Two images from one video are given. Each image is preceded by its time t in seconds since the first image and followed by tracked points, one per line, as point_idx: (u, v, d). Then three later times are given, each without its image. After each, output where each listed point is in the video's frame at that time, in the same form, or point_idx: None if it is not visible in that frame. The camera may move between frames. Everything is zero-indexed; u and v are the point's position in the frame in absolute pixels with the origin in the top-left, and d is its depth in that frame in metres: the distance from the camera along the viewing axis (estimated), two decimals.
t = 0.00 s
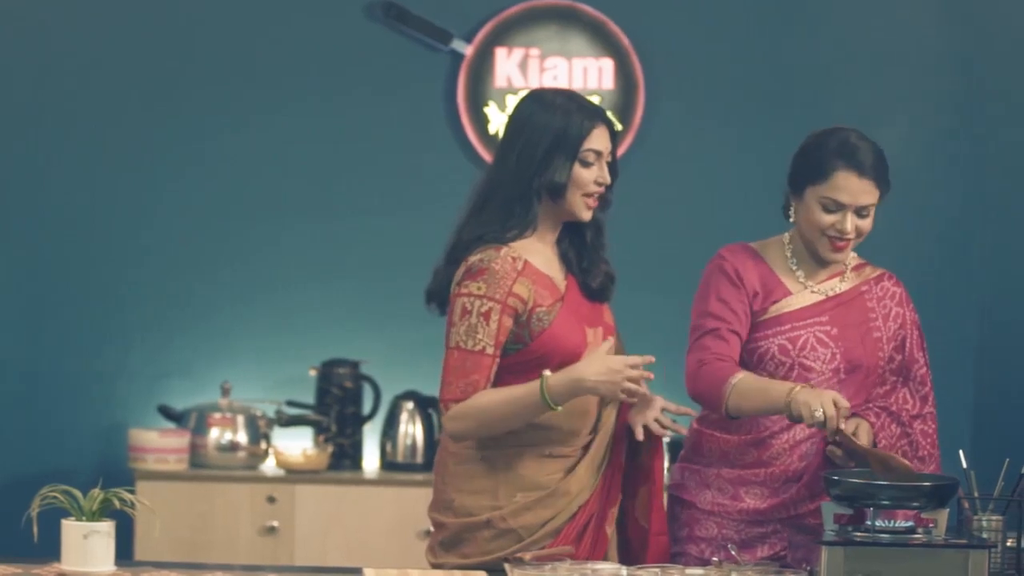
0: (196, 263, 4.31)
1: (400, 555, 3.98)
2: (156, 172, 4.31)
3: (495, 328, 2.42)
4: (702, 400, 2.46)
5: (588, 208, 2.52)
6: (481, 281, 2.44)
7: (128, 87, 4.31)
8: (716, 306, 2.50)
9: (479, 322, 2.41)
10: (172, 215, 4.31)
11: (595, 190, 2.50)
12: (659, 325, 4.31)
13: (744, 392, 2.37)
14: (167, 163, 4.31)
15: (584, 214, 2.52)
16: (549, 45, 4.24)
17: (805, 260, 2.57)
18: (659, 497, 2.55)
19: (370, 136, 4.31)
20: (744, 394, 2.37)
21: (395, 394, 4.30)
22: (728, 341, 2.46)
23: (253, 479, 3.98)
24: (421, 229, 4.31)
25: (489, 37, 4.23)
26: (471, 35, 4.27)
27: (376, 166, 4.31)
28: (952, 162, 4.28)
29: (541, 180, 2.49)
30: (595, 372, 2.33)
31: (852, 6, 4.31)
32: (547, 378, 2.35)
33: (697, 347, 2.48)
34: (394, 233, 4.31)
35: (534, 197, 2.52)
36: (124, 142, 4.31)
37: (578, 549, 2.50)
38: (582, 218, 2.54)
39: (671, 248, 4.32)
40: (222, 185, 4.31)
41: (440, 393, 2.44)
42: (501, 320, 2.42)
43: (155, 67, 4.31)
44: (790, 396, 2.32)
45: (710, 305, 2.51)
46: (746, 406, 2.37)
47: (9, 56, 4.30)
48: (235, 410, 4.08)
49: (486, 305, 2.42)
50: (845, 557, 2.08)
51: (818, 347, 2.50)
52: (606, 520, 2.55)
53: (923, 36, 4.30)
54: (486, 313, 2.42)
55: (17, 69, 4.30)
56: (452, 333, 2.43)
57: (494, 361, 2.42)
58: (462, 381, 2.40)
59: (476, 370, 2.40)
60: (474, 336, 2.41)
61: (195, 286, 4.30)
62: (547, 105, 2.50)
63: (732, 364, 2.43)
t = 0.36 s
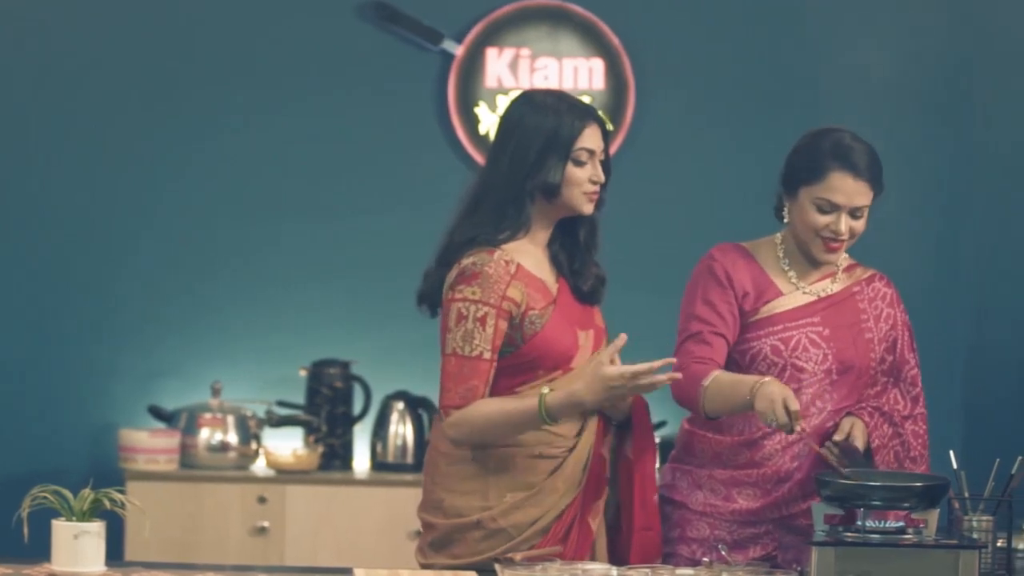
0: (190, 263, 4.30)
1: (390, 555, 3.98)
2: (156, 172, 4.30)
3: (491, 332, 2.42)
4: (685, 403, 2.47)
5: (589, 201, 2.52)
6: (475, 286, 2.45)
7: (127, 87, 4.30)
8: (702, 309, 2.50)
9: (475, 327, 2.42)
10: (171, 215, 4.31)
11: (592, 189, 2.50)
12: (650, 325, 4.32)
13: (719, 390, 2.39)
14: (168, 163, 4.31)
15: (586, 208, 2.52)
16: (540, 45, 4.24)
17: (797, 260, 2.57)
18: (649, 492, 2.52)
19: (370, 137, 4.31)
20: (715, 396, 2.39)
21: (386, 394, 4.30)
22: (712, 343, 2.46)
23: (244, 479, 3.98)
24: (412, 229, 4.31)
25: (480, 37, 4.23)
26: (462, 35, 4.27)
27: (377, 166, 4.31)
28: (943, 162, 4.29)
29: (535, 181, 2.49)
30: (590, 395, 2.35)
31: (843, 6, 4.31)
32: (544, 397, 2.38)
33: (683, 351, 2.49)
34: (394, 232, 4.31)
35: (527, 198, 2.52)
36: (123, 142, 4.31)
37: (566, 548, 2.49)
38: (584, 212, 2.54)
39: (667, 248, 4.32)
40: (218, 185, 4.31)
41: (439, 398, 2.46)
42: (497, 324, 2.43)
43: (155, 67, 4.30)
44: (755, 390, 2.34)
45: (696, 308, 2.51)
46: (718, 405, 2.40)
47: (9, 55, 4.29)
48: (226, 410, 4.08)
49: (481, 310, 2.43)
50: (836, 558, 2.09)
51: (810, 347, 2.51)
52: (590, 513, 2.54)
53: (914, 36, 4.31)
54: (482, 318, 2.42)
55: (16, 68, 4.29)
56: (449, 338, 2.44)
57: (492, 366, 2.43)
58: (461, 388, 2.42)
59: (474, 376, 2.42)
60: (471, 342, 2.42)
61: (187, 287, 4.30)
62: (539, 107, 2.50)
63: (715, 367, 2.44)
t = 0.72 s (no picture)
0: (186, 263, 4.30)
1: (379, 554, 3.98)
2: (155, 172, 4.30)
3: (476, 332, 2.42)
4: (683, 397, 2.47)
5: (577, 199, 2.53)
6: (461, 285, 2.45)
7: (128, 87, 4.30)
8: (696, 304, 2.51)
9: (461, 326, 2.42)
10: (171, 215, 4.30)
11: (583, 186, 2.51)
12: (639, 324, 4.32)
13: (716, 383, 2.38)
14: (168, 164, 4.30)
15: (574, 206, 2.53)
16: (528, 44, 4.24)
17: (785, 259, 2.58)
18: (644, 494, 2.51)
19: (370, 137, 4.31)
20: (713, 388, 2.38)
21: (375, 393, 4.30)
22: (708, 338, 2.48)
23: (233, 478, 3.98)
24: (401, 227, 4.31)
25: (468, 36, 4.23)
26: (451, 34, 4.27)
27: (375, 166, 4.31)
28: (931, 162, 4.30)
29: (526, 178, 2.49)
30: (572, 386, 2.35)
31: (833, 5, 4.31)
32: (528, 393, 2.37)
33: (677, 345, 2.49)
34: (393, 232, 4.31)
35: (517, 193, 2.52)
36: (123, 142, 4.30)
37: (556, 548, 2.50)
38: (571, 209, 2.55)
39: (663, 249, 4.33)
40: (216, 185, 4.30)
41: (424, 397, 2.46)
42: (482, 324, 2.43)
43: (146, 66, 4.29)
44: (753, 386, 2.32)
45: (689, 303, 2.51)
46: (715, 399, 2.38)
47: (9, 55, 4.29)
48: (215, 409, 4.07)
49: (467, 309, 2.43)
50: (824, 557, 2.10)
51: (799, 344, 2.52)
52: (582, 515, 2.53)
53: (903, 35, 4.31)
54: (468, 317, 2.43)
55: (17, 68, 4.29)
56: (435, 336, 2.44)
57: (477, 364, 2.43)
58: (445, 386, 2.42)
59: (459, 374, 2.41)
60: (456, 340, 2.42)
61: (175, 285, 4.29)
62: (528, 104, 2.49)
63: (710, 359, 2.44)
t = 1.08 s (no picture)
0: (184, 262, 4.29)
1: (372, 551, 3.98)
2: (150, 169, 4.30)
3: (465, 330, 2.42)
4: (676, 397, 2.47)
5: (569, 188, 2.55)
6: (451, 283, 2.44)
7: (128, 87, 4.29)
8: (688, 302, 2.51)
9: (450, 324, 2.41)
10: (171, 215, 4.30)
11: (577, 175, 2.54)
12: (634, 321, 4.33)
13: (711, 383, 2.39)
14: (166, 162, 4.30)
15: (567, 198, 2.55)
16: (522, 41, 4.24)
17: (778, 253, 2.58)
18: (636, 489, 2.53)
19: (370, 137, 4.30)
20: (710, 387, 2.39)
21: (368, 390, 4.30)
22: (701, 337, 2.47)
23: (227, 475, 3.98)
24: (395, 224, 4.31)
25: (462, 32, 4.23)
26: (444, 31, 4.26)
27: (375, 166, 4.30)
28: (925, 159, 4.30)
29: (521, 173, 2.49)
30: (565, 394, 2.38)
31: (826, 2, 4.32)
32: (524, 395, 2.40)
33: (670, 344, 2.49)
34: (393, 232, 4.31)
35: (518, 188, 2.51)
36: (123, 142, 4.30)
37: (551, 544, 2.50)
38: (561, 201, 2.57)
39: (661, 249, 4.33)
40: (216, 185, 4.30)
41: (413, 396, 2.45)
42: (471, 322, 2.42)
43: (140, 63, 4.29)
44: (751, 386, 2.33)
45: (682, 301, 2.52)
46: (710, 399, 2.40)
47: (9, 56, 4.28)
48: (208, 406, 4.07)
49: (457, 307, 2.42)
50: (817, 553, 2.10)
51: (792, 341, 2.52)
52: (575, 509, 2.55)
53: (897, 33, 4.31)
54: (457, 315, 2.42)
55: (18, 69, 4.28)
56: (424, 334, 2.43)
57: (467, 362, 2.43)
58: (435, 385, 2.41)
59: (449, 372, 2.41)
60: (445, 338, 2.41)
61: (169, 282, 4.29)
62: (518, 102, 2.50)
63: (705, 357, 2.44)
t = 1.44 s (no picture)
0: (184, 262, 4.29)
1: (373, 549, 3.99)
2: (151, 168, 4.29)
3: (460, 325, 2.42)
4: (673, 394, 2.47)
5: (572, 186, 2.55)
6: (448, 278, 2.45)
7: (127, 88, 4.29)
8: (686, 298, 2.50)
9: (444, 318, 2.42)
10: (171, 215, 4.30)
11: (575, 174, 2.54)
12: (634, 319, 4.33)
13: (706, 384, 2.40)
14: (167, 161, 4.29)
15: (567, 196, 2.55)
16: (523, 38, 4.23)
17: (778, 248, 2.59)
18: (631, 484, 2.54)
19: (372, 136, 4.30)
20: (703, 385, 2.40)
21: (369, 387, 4.30)
22: (697, 333, 2.47)
23: (228, 472, 3.98)
24: (396, 221, 4.31)
25: (463, 30, 4.22)
26: (446, 28, 4.26)
27: (375, 166, 4.30)
28: (926, 157, 4.30)
29: (523, 171, 2.49)
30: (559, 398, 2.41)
31: None
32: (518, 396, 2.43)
33: (667, 339, 2.49)
34: (393, 232, 4.31)
35: (519, 186, 2.51)
36: (122, 142, 4.29)
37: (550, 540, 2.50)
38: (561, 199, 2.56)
39: (662, 247, 4.34)
40: (216, 184, 4.30)
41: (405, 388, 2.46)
42: (466, 318, 2.43)
43: (141, 61, 4.29)
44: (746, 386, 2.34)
45: (681, 296, 2.51)
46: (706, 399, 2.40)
47: (9, 56, 4.28)
48: (210, 404, 4.07)
49: (452, 302, 2.43)
50: (819, 551, 2.10)
51: (793, 335, 2.51)
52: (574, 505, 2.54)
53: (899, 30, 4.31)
54: (452, 310, 2.42)
55: (18, 69, 4.28)
56: (418, 327, 2.44)
57: (460, 357, 2.44)
58: (427, 378, 2.42)
59: (441, 366, 2.42)
60: (439, 332, 2.42)
61: (171, 279, 4.29)
62: (520, 98, 2.50)
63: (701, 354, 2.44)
